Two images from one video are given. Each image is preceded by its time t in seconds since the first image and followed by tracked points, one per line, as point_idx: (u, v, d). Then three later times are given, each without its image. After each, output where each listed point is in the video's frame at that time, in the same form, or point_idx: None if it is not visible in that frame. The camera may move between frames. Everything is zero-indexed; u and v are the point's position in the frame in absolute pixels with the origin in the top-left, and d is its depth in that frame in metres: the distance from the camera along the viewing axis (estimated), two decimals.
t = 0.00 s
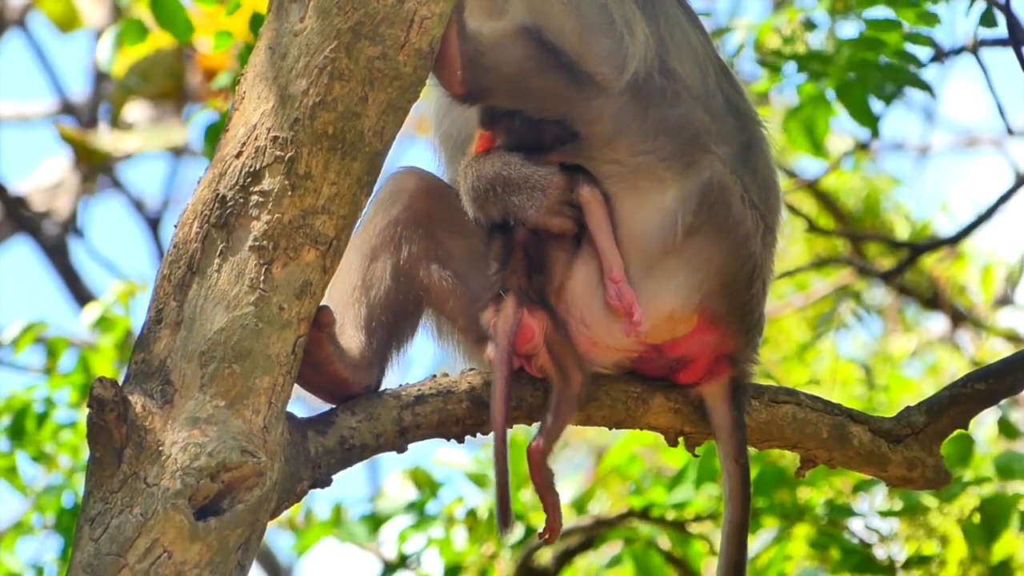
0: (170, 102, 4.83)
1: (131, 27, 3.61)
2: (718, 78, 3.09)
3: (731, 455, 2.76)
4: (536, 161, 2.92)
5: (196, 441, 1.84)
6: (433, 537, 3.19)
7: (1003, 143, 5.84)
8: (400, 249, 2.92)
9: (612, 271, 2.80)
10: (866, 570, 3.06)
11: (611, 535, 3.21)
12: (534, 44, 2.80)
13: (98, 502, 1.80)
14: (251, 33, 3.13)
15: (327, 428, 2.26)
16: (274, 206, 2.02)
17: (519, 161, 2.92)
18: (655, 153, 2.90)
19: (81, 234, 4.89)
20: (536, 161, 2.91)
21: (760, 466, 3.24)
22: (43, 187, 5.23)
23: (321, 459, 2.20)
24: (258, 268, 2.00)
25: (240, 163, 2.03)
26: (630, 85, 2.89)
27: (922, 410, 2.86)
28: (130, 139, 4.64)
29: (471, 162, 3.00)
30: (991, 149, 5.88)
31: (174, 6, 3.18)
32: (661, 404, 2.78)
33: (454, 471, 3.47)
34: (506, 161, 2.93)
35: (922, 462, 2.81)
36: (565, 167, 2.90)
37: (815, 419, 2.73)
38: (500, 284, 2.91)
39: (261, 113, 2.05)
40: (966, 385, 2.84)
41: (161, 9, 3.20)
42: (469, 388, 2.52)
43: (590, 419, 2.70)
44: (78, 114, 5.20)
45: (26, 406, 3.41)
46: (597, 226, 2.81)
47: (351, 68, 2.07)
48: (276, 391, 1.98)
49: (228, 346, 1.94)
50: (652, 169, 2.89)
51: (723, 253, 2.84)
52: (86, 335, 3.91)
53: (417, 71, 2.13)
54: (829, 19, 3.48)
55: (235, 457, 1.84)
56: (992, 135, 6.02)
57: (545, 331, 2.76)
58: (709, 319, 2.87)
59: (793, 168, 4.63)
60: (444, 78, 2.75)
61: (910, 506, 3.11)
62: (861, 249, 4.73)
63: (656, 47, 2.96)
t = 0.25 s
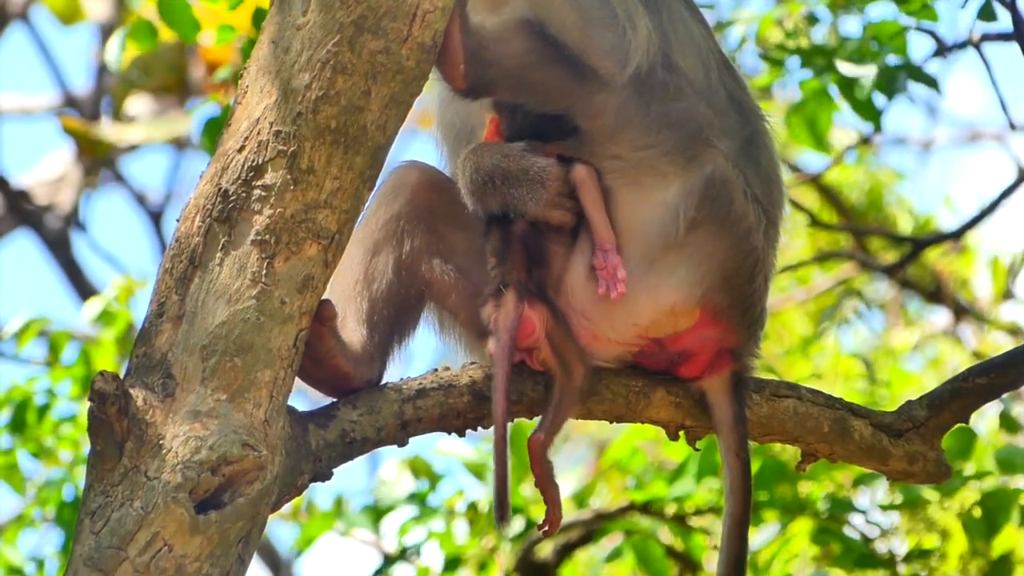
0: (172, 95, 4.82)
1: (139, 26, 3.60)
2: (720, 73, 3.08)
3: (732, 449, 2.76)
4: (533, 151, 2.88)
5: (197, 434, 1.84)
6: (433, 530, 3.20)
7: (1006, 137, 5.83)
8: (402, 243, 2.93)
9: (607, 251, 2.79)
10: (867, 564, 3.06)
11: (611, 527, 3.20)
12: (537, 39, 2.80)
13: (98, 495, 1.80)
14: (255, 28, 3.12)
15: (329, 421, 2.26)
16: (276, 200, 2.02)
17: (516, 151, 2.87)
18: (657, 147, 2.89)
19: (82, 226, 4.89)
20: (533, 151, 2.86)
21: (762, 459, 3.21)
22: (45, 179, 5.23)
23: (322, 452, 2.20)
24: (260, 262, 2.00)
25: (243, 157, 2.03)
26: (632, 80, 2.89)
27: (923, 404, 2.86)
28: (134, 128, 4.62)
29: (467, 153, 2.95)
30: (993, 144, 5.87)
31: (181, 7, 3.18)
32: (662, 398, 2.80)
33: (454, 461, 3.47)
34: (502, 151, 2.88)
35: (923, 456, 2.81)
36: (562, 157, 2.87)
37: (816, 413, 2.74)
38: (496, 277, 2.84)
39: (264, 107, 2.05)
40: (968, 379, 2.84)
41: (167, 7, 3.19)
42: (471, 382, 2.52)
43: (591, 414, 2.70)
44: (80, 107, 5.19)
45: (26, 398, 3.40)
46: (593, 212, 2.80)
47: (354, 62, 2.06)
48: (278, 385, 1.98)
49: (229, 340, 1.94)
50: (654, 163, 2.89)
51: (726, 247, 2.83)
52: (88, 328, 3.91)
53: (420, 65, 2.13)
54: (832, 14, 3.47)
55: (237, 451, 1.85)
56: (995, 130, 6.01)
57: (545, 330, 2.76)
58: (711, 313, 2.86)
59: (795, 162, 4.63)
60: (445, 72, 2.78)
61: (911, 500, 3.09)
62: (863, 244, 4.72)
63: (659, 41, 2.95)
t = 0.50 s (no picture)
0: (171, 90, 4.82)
1: (146, 29, 3.58)
2: (720, 69, 3.08)
3: (732, 445, 2.75)
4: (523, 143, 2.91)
5: (197, 430, 1.84)
6: (433, 527, 3.19)
7: (1006, 133, 5.83)
8: (402, 239, 2.93)
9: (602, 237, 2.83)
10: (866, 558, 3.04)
11: (611, 522, 3.19)
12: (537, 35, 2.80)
13: (98, 491, 1.80)
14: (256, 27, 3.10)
15: (328, 417, 2.26)
16: (276, 195, 2.02)
17: (507, 144, 2.90)
18: (655, 144, 2.89)
19: (82, 222, 4.88)
20: (523, 144, 2.90)
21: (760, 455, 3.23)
22: (45, 174, 5.23)
23: (321, 448, 2.20)
24: (260, 257, 2.00)
25: (243, 152, 2.03)
26: (631, 76, 2.89)
27: (923, 400, 2.86)
28: (133, 123, 4.62)
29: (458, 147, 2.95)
30: (993, 140, 5.86)
31: (185, 7, 3.16)
32: (662, 393, 2.77)
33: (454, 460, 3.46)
34: (493, 144, 2.90)
35: (923, 452, 2.81)
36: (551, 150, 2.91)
37: (816, 409, 2.73)
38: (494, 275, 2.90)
39: (263, 102, 2.05)
40: (967, 375, 2.85)
41: (172, 7, 3.18)
42: (470, 378, 2.52)
43: (591, 409, 2.69)
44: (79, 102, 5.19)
45: (25, 397, 3.40)
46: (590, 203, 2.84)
47: (353, 58, 2.06)
48: (277, 380, 1.98)
49: (229, 335, 1.94)
50: (653, 159, 2.89)
51: (725, 243, 2.82)
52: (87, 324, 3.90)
53: (420, 61, 2.14)
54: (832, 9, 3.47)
55: (236, 446, 1.85)
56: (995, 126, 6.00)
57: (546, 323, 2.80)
58: (710, 309, 2.85)
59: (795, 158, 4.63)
60: (445, 68, 2.74)
61: (911, 495, 3.09)
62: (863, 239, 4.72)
63: (659, 37, 2.95)
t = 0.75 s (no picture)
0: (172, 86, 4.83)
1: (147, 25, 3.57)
2: (721, 64, 3.08)
3: (733, 441, 2.74)
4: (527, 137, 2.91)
5: (197, 426, 1.84)
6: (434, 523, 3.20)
7: (1008, 130, 5.81)
8: (403, 235, 2.93)
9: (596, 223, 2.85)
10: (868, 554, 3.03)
11: (612, 518, 3.21)
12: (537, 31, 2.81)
13: (99, 487, 1.80)
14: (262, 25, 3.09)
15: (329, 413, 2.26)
16: (276, 191, 2.02)
17: (510, 138, 2.91)
18: (656, 140, 2.91)
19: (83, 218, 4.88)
20: (527, 137, 2.90)
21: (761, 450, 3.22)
22: (46, 170, 5.24)
23: (322, 444, 2.20)
24: (260, 253, 2.00)
25: (243, 148, 2.03)
26: (632, 72, 2.90)
27: (924, 396, 2.86)
28: (133, 121, 4.63)
29: (462, 143, 2.98)
30: (995, 136, 5.85)
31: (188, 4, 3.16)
32: (662, 389, 2.77)
33: (455, 455, 3.46)
34: (496, 139, 2.91)
35: (924, 447, 2.81)
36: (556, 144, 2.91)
37: (816, 405, 2.73)
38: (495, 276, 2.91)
39: (264, 98, 2.04)
40: (968, 371, 2.85)
41: (176, 5, 3.17)
42: (471, 374, 2.53)
43: (592, 405, 2.68)
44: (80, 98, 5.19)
45: (25, 396, 3.42)
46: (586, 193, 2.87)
47: (354, 54, 2.06)
48: (278, 376, 1.98)
49: (230, 332, 1.94)
50: (653, 154, 2.90)
51: (726, 239, 2.82)
52: (88, 320, 3.90)
53: (420, 57, 2.13)
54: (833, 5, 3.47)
55: (237, 442, 1.85)
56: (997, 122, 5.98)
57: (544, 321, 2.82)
58: (711, 305, 2.84)
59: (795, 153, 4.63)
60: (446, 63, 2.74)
61: (911, 490, 3.10)
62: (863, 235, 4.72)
63: (659, 33, 2.96)
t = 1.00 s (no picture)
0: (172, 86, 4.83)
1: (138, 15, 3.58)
2: (721, 63, 3.08)
3: (734, 439, 2.73)
4: (526, 137, 2.91)
5: (198, 424, 1.84)
6: (434, 521, 3.20)
7: (1008, 129, 5.81)
8: (403, 235, 2.92)
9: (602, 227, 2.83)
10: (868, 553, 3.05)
11: (613, 516, 3.21)
12: (537, 30, 2.82)
13: (100, 486, 1.80)
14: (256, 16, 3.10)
15: (330, 412, 2.26)
16: (277, 190, 2.02)
17: (509, 139, 2.91)
18: (657, 138, 2.91)
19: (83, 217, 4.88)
20: (525, 137, 2.91)
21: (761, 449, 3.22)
22: (47, 170, 5.24)
23: (323, 443, 2.20)
24: (261, 252, 2.00)
25: (244, 147, 2.03)
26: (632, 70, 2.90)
27: (924, 394, 2.86)
28: (134, 120, 4.61)
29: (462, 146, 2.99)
30: (996, 135, 5.85)
31: None
32: (663, 388, 2.76)
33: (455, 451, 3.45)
34: (495, 140, 2.92)
35: (925, 446, 2.81)
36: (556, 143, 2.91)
37: (817, 403, 2.73)
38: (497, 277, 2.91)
39: (265, 97, 2.04)
40: (968, 369, 2.85)
41: None
42: (472, 373, 2.53)
43: (593, 404, 2.68)
44: (81, 97, 5.19)
45: (26, 393, 3.42)
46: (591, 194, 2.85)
47: (354, 53, 2.06)
48: (279, 375, 1.98)
49: (230, 331, 1.94)
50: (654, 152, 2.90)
51: (726, 237, 2.82)
52: (89, 319, 3.90)
53: (420, 56, 2.13)
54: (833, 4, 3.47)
55: (237, 441, 1.84)
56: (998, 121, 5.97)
57: (545, 323, 2.77)
58: (712, 303, 2.84)
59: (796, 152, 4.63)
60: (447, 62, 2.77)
61: (911, 489, 3.09)
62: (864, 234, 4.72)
63: (660, 32, 2.96)
